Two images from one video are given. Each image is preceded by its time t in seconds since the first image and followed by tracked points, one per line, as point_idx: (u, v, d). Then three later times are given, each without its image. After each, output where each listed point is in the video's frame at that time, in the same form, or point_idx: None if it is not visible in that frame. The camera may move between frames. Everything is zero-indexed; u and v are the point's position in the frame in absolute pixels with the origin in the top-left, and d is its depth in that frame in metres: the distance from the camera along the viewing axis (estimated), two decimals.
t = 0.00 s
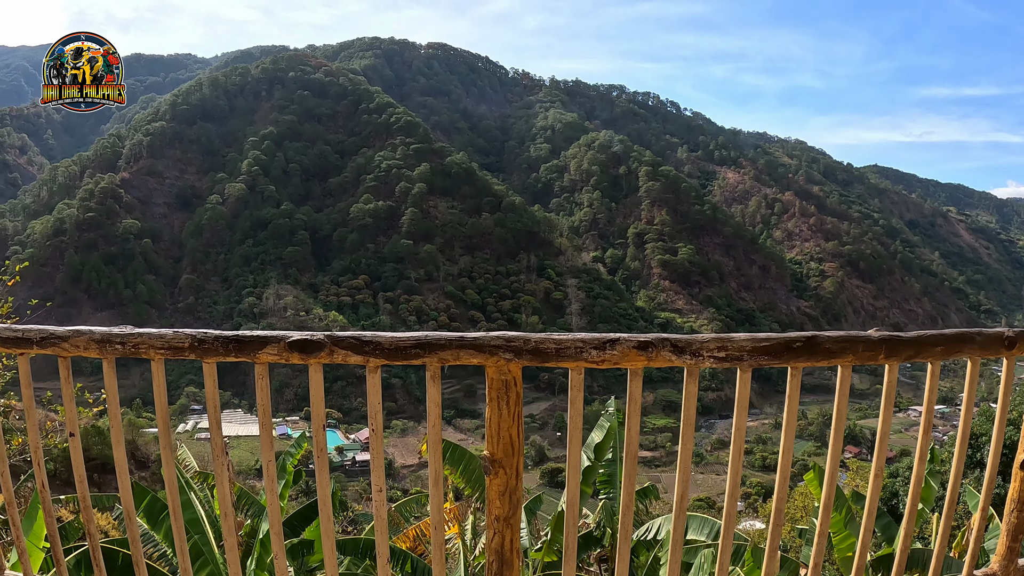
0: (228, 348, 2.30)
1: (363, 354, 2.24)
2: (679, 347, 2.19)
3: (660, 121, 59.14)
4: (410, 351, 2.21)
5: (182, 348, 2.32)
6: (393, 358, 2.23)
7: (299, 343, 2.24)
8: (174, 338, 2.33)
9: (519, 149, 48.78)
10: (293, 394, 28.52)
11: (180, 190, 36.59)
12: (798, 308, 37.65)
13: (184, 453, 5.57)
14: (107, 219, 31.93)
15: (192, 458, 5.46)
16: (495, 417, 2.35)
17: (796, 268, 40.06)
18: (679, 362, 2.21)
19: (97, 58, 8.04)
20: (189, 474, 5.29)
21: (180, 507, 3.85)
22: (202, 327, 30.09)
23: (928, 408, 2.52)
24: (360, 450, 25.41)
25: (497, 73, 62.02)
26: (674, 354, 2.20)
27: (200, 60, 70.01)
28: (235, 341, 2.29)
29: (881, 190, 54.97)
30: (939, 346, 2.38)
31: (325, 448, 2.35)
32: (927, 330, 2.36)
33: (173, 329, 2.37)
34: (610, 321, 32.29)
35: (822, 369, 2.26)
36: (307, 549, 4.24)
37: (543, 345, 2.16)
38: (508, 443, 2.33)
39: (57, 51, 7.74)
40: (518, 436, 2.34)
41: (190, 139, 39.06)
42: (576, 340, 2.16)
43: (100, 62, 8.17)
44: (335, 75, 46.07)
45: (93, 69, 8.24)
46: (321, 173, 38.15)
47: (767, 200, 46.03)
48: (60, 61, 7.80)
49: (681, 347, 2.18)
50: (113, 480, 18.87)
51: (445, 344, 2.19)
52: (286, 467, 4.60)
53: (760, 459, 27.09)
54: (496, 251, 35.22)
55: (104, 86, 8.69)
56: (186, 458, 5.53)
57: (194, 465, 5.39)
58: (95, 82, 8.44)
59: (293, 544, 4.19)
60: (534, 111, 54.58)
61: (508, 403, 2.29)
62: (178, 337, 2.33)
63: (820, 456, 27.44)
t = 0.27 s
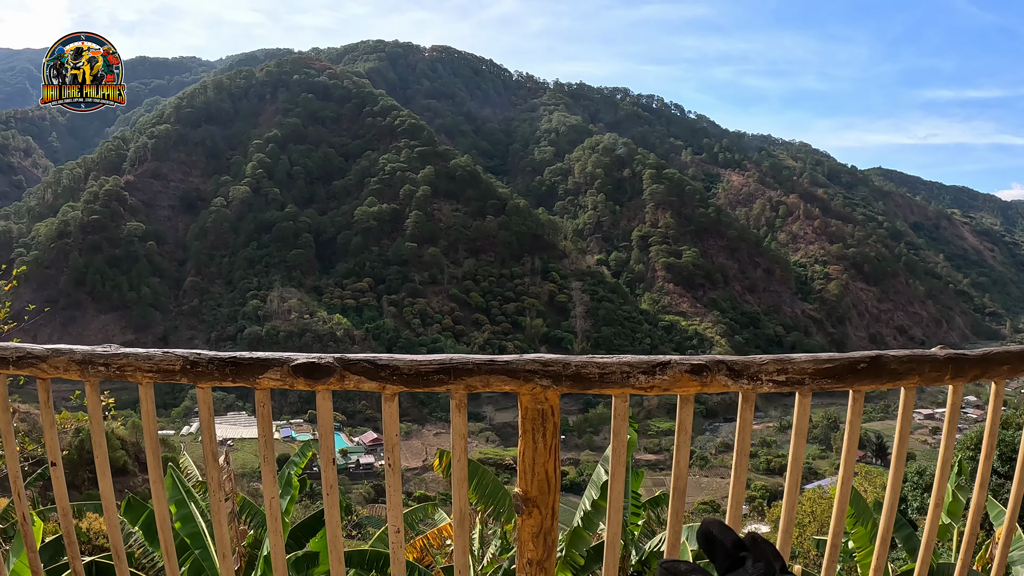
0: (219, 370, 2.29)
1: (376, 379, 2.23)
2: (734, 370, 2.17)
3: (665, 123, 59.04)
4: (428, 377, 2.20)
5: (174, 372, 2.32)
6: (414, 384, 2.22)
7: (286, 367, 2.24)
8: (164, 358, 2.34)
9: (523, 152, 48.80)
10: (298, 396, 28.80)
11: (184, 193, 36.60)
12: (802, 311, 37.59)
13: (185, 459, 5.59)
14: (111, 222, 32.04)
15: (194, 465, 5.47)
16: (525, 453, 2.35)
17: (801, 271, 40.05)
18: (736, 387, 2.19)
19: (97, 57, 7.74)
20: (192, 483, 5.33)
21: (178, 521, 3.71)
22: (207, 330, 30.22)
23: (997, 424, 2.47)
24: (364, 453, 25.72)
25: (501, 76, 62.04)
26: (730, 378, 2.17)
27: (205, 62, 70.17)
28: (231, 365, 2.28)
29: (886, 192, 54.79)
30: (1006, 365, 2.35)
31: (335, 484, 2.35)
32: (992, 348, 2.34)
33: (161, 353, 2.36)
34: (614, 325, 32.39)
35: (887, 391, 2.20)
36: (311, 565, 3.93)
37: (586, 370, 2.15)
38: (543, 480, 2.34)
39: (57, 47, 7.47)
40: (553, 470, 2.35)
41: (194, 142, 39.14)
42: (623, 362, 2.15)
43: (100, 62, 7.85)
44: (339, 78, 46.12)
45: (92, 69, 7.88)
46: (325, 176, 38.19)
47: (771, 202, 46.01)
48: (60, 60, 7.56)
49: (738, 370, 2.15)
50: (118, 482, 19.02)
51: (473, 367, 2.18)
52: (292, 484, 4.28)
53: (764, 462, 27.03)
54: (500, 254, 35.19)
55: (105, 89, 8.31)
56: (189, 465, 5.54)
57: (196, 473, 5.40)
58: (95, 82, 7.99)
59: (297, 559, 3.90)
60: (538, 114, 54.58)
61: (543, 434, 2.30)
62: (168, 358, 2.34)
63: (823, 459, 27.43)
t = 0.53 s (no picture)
0: (210, 395, 2.27)
1: (391, 408, 2.17)
2: (789, 396, 2.17)
3: (670, 125, 58.94)
4: (450, 406, 2.15)
5: (158, 395, 2.31)
6: (438, 413, 2.17)
7: (268, 392, 2.20)
8: (148, 381, 2.33)
9: (528, 153, 48.81)
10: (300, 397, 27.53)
11: (191, 194, 36.61)
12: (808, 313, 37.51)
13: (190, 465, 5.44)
14: (118, 222, 32.10)
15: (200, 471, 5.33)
16: (553, 489, 2.32)
17: (807, 273, 40.03)
18: (790, 414, 2.18)
19: (97, 57, 8.05)
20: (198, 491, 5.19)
21: (179, 532, 3.55)
22: (214, 331, 30.46)
23: None
24: (369, 454, 26.30)
25: (507, 77, 62.03)
26: (786, 406, 2.17)
27: (211, 63, 70.40)
28: (221, 389, 2.26)
29: (892, 194, 54.52)
30: None
31: (338, 522, 2.27)
32: None
33: (143, 372, 2.36)
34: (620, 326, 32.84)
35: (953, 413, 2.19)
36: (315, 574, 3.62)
37: (628, 399, 2.13)
38: (576, 521, 2.32)
39: (57, 48, 7.73)
40: (587, 507, 2.32)
41: (200, 142, 39.18)
42: (666, 390, 2.14)
43: (101, 61, 8.14)
44: (345, 79, 46.19)
45: (93, 68, 8.13)
46: (331, 177, 38.24)
47: (777, 204, 45.93)
48: (60, 60, 7.81)
49: (794, 398, 2.16)
50: (123, 483, 19.11)
51: (502, 396, 2.13)
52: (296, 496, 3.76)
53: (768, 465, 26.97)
54: (505, 255, 35.19)
55: (107, 89, 8.52)
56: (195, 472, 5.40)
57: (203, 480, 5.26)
58: (95, 83, 8.25)
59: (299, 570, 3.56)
60: (544, 116, 54.58)
61: (576, 471, 2.26)
62: (152, 382, 2.32)
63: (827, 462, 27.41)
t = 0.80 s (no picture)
0: (186, 417, 2.12)
1: (403, 439, 2.01)
2: (867, 421, 2.05)
3: (679, 125, 58.70)
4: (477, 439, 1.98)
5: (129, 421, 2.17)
6: (462, 444, 2.02)
7: (255, 416, 2.07)
8: (116, 402, 2.19)
9: (536, 154, 48.79)
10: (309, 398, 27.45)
11: (198, 193, 36.61)
12: (816, 314, 37.89)
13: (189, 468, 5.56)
14: (126, 222, 32.20)
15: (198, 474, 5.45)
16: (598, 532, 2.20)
17: (815, 274, 40.14)
18: (870, 441, 2.06)
19: (98, 58, 7.89)
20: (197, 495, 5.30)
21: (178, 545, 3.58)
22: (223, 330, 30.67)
23: None
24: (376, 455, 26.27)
25: (515, 78, 61.93)
26: (865, 432, 2.04)
27: (219, 63, 70.67)
28: (200, 414, 2.11)
29: (899, 197, 54.02)
30: None
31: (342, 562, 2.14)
32: None
33: (112, 394, 2.22)
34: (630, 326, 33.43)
35: None
36: None
37: (687, 428, 1.98)
38: (623, 569, 2.18)
39: (56, 49, 7.51)
40: (636, 550, 2.19)
41: (208, 142, 39.21)
42: (733, 415, 2.00)
43: (100, 60, 7.93)
44: (353, 79, 46.23)
45: (92, 67, 7.97)
46: (339, 177, 38.30)
47: (785, 205, 45.74)
48: (60, 60, 7.64)
49: (876, 423, 2.03)
50: (130, 481, 19.08)
51: (539, 422, 1.97)
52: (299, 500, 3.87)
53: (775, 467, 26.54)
54: (513, 255, 35.24)
55: (103, 87, 8.30)
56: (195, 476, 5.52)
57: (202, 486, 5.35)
58: (96, 84, 8.14)
59: None
60: (552, 116, 54.49)
61: (626, 514, 2.13)
62: (123, 405, 2.18)
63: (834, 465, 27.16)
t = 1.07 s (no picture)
0: (168, 468, 1.86)
1: (438, 502, 1.74)
2: (989, 467, 1.91)
3: (693, 124, 58.34)
4: (536, 502, 1.73)
5: (101, 471, 1.91)
6: (516, 508, 1.74)
7: (250, 467, 1.81)
8: (88, 447, 1.94)
9: (550, 152, 48.77)
10: (323, 394, 28.19)
11: (212, 191, 36.65)
12: (830, 314, 37.83)
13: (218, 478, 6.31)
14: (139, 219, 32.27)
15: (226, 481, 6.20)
16: None
17: (830, 274, 40.11)
18: (990, 491, 1.91)
19: (97, 57, 8.13)
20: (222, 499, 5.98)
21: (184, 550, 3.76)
22: (237, 327, 30.95)
23: None
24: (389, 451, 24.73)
25: (529, 76, 61.80)
26: (984, 482, 1.90)
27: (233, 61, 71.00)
28: (187, 468, 1.84)
29: (914, 196, 53.59)
30: None
31: None
32: None
33: (82, 437, 1.96)
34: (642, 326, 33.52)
35: None
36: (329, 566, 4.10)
37: (786, 485, 1.74)
38: None
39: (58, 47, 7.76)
40: None
41: (221, 140, 39.26)
42: (844, 469, 1.78)
43: (100, 59, 8.24)
44: (366, 77, 46.30)
45: (93, 68, 8.27)
46: (352, 175, 38.43)
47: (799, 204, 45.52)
48: (60, 60, 7.87)
49: (998, 469, 1.89)
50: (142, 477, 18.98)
51: (613, 482, 1.72)
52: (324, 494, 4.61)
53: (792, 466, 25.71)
54: (526, 254, 35.34)
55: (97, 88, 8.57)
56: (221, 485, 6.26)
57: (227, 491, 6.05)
58: (94, 82, 8.47)
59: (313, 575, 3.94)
60: (566, 115, 54.35)
61: None
62: (95, 450, 1.93)
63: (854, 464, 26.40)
